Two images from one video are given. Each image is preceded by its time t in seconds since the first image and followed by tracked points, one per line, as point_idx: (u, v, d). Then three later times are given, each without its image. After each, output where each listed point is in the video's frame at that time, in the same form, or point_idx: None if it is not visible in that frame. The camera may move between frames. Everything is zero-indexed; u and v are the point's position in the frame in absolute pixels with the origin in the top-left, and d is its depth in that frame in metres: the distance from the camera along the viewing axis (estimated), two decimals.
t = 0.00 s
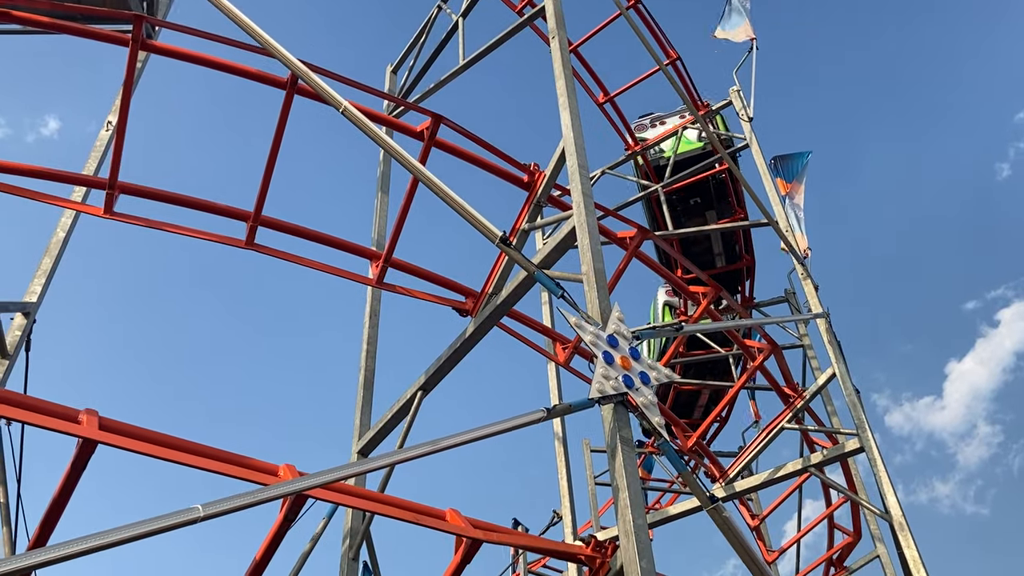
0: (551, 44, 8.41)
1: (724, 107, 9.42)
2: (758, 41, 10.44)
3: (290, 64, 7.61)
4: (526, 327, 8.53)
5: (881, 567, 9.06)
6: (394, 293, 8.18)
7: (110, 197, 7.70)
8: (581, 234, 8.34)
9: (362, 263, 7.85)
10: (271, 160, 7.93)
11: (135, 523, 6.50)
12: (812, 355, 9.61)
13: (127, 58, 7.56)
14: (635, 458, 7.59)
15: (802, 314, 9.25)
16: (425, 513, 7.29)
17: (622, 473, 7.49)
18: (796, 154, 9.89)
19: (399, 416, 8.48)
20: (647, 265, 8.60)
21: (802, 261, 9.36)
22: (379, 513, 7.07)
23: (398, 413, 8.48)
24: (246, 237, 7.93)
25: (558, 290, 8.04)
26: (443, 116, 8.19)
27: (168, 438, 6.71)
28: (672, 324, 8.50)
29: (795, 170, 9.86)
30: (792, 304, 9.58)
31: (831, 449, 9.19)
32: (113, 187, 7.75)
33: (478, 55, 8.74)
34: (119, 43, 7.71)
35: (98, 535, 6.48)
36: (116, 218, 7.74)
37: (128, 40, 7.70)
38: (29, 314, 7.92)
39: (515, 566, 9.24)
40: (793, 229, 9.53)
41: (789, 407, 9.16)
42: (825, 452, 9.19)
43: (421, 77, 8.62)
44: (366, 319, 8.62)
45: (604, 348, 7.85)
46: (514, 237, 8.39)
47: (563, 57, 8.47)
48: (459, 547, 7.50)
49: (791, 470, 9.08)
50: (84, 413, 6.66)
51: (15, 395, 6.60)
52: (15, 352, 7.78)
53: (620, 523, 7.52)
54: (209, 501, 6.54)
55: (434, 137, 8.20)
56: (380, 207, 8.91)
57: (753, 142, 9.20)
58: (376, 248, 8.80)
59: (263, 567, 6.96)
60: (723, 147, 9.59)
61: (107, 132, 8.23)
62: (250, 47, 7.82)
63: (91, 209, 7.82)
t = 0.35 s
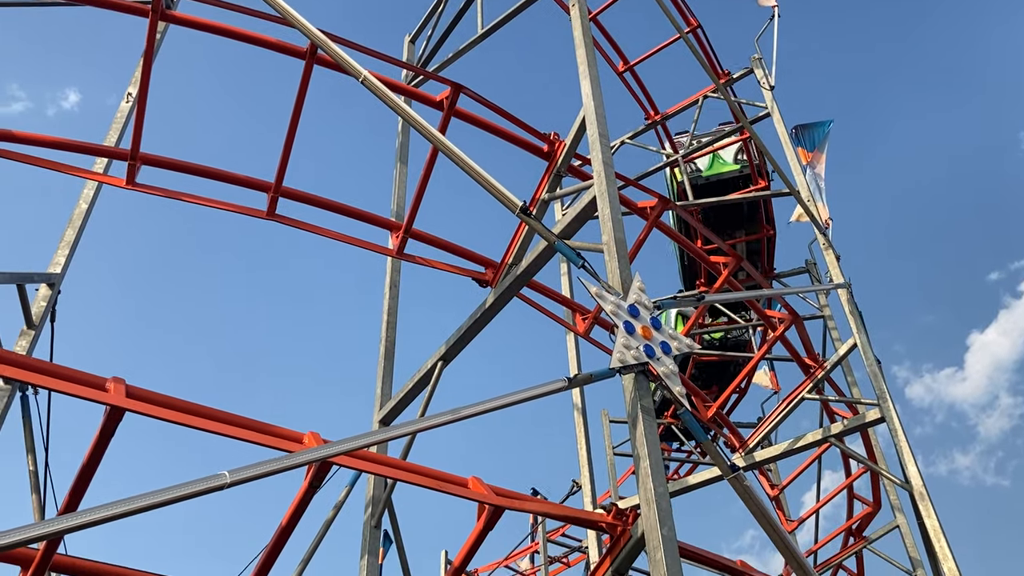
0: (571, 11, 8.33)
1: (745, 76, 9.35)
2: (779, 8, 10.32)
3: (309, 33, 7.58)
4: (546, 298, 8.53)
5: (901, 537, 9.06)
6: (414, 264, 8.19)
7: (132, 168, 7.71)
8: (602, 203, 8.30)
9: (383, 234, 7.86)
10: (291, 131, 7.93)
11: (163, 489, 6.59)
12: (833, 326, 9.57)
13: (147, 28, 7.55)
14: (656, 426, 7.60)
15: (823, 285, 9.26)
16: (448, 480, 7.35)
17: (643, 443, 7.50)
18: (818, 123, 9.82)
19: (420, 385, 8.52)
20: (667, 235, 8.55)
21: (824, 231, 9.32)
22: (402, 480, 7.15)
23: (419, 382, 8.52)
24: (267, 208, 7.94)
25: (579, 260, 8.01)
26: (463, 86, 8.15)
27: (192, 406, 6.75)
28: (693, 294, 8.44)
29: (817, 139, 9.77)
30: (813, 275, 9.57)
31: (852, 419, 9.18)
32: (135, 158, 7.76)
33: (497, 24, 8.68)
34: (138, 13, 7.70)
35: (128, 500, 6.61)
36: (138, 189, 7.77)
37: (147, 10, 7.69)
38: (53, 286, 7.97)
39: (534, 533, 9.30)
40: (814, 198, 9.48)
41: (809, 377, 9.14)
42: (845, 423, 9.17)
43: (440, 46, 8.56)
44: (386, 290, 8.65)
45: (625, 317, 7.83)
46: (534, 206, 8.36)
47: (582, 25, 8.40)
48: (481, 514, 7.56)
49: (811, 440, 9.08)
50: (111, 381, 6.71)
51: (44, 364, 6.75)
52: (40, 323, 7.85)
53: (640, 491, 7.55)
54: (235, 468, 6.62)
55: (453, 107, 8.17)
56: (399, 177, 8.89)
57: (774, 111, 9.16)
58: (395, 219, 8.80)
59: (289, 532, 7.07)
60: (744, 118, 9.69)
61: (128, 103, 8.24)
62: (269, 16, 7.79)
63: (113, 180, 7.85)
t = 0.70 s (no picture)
0: None
1: (768, 43, 9.23)
2: None
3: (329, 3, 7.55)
4: (568, 269, 8.51)
5: (925, 507, 9.02)
6: (436, 235, 8.20)
7: (155, 142, 7.73)
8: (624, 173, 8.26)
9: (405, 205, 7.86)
10: (312, 102, 7.92)
11: (193, 456, 6.63)
12: (857, 296, 9.49)
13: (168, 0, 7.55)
14: (680, 395, 7.59)
15: (847, 255, 9.20)
16: (472, 449, 7.39)
17: (667, 412, 7.49)
18: (843, 91, 9.69)
19: (443, 357, 8.55)
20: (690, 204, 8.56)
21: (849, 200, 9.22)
22: (426, 448, 7.19)
23: (442, 354, 8.54)
24: (289, 180, 7.96)
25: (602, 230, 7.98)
26: (483, 55, 8.10)
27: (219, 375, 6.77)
28: (717, 264, 8.40)
29: (842, 106, 9.64)
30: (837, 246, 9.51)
31: (876, 389, 9.12)
32: (158, 131, 7.76)
33: None
34: None
35: (158, 468, 6.68)
36: (161, 163, 7.79)
37: None
38: (80, 260, 8.03)
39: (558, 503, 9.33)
40: (838, 166, 9.38)
41: (833, 347, 9.09)
42: (869, 392, 9.12)
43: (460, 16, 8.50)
44: (408, 263, 8.67)
45: (648, 287, 7.80)
46: (556, 176, 8.33)
47: None
48: (506, 483, 7.58)
49: (835, 410, 9.04)
50: (139, 351, 6.73)
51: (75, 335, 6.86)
52: (68, 297, 7.92)
53: (664, 460, 7.55)
54: (263, 436, 6.65)
55: (474, 77, 8.12)
56: (420, 150, 8.87)
57: (798, 79, 9.05)
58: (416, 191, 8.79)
59: (316, 500, 7.12)
60: (768, 86, 9.59)
61: (149, 78, 8.25)
62: None
63: (137, 154, 7.88)
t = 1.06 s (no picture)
0: None
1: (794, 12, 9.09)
2: None
3: None
4: (593, 244, 8.47)
5: (955, 479, 8.95)
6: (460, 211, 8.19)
7: (180, 121, 7.75)
8: (649, 145, 8.21)
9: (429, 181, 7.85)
10: (336, 79, 7.91)
11: (225, 432, 6.66)
12: (885, 268, 9.39)
13: None
14: (708, 368, 7.55)
15: (875, 226, 9.10)
16: (499, 423, 7.40)
17: (695, 385, 7.46)
18: (871, 59, 9.53)
19: (468, 333, 8.56)
20: (716, 176, 8.54)
21: (878, 170, 9.10)
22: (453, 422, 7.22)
23: (468, 330, 8.56)
24: (314, 158, 7.96)
25: (627, 203, 7.93)
26: (506, 29, 8.04)
27: (248, 352, 6.78)
28: (744, 237, 8.35)
29: (870, 75, 9.48)
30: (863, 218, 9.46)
31: (905, 361, 9.04)
32: (183, 111, 7.77)
33: None
34: None
35: (191, 444, 6.68)
36: (187, 142, 7.81)
37: None
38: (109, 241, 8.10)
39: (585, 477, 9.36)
40: (866, 136, 9.24)
41: (862, 319, 9.02)
42: (898, 364, 9.05)
43: None
44: (432, 240, 8.68)
45: (675, 260, 7.76)
46: (581, 150, 8.28)
47: None
48: (534, 457, 7.59)
49: (863, 383, 8.98)
50: (169, 329, 6.75)
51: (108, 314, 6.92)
52: (98, 277, 8.00)
53: (692, 433, 7.53)
54: (293, 411, 6.67)
55: (497, 50, 8.07)
56: (442, 126, 8.85)
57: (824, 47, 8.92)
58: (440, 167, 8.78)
59: (346, 474, 7.17)
60: (793, 56, 9.45)
61: (173, 58, 8.27)
62: None
63: (163, 134, 7.92)
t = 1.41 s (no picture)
0: None
1: None
2: None
3: None
4: (621, 223, 8.44)
5: (990, 454, 8.86)
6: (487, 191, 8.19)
7: (209, 108, 7.78)
8: (677, 122, 8.14)
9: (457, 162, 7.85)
10: (361, 63, 7.91)
11: (261, 415, 6.73)
12: (917, 242, 9.27)
13: None
14: (740, 346, 7.51)
15: (906, 199, 8.98)
16: (531, 403, 7.42)
17: (727, 362, 7.42)
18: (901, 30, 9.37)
19: (498, 315, 8.58)
20: (745, 152, 8.49)
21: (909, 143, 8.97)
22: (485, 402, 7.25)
23: (497, 311, 8.57)
24: (341, 142, 7.98)
25: (656, 181, 7.88)
26: (531, 7, 7.98)
27: (282, 335, 6.82)
28: (774, 213, 8.28)
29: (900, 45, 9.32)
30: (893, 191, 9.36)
31: (938, 335, 8.94)
32: (211, 98, 7.81)
33: None
34: None
35: (229, 427, 6.75)
36: (216, 129, 7.85)
37: None
38: (141, 228, 8.19)
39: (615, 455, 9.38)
40: (897, 108, 9.10)
41: (894, 294, 8.92)
42: (932, 339, 8.95)
43: None
44: (460, 222, 8.69)
45: (705, 238, 7.71)
46: (608, 128, 8.23)
47: None
48: (566, 436, 7.61)
49: (896, 358, 8.90)
50: (204, 314, 6.81)
51: (143, 300, 7.00)
52: (132, 265, 8.09)
53: (724, 411, 7.51)
54: (328, 394, 6.73)
55: (522, 30, 8.02)
56: (468, 107, 8.83)
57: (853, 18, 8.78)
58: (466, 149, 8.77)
59: (381, 456, 7.24)
60: (821, 29, 9.31)
61: (199, 45, 8.30)
62: None
63: (192, 121, 7.96)
